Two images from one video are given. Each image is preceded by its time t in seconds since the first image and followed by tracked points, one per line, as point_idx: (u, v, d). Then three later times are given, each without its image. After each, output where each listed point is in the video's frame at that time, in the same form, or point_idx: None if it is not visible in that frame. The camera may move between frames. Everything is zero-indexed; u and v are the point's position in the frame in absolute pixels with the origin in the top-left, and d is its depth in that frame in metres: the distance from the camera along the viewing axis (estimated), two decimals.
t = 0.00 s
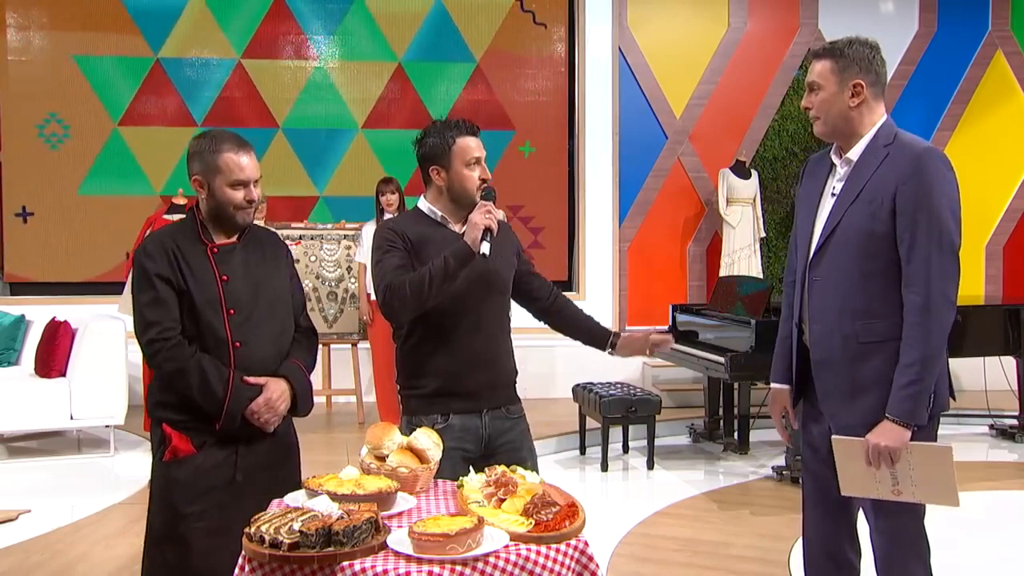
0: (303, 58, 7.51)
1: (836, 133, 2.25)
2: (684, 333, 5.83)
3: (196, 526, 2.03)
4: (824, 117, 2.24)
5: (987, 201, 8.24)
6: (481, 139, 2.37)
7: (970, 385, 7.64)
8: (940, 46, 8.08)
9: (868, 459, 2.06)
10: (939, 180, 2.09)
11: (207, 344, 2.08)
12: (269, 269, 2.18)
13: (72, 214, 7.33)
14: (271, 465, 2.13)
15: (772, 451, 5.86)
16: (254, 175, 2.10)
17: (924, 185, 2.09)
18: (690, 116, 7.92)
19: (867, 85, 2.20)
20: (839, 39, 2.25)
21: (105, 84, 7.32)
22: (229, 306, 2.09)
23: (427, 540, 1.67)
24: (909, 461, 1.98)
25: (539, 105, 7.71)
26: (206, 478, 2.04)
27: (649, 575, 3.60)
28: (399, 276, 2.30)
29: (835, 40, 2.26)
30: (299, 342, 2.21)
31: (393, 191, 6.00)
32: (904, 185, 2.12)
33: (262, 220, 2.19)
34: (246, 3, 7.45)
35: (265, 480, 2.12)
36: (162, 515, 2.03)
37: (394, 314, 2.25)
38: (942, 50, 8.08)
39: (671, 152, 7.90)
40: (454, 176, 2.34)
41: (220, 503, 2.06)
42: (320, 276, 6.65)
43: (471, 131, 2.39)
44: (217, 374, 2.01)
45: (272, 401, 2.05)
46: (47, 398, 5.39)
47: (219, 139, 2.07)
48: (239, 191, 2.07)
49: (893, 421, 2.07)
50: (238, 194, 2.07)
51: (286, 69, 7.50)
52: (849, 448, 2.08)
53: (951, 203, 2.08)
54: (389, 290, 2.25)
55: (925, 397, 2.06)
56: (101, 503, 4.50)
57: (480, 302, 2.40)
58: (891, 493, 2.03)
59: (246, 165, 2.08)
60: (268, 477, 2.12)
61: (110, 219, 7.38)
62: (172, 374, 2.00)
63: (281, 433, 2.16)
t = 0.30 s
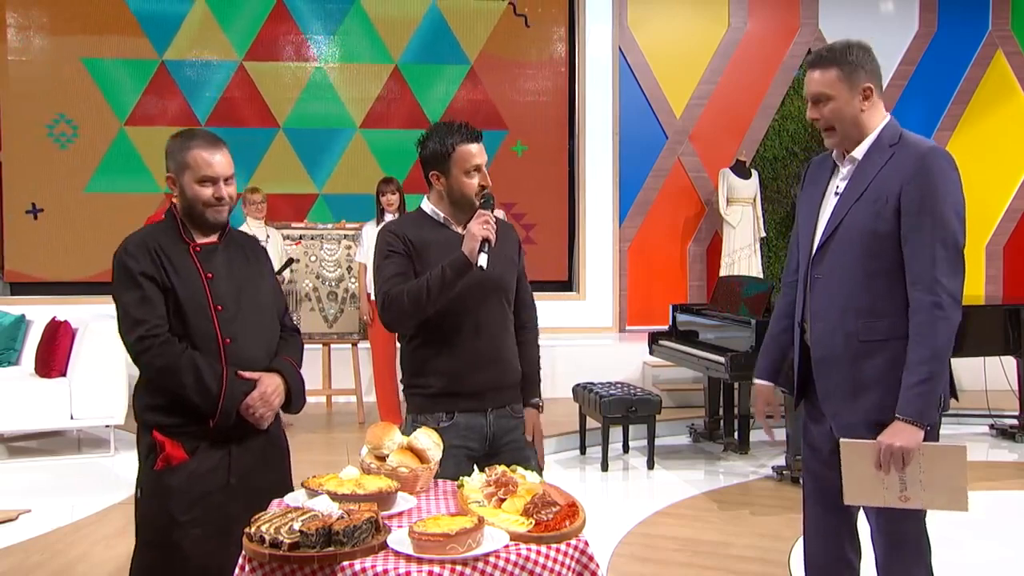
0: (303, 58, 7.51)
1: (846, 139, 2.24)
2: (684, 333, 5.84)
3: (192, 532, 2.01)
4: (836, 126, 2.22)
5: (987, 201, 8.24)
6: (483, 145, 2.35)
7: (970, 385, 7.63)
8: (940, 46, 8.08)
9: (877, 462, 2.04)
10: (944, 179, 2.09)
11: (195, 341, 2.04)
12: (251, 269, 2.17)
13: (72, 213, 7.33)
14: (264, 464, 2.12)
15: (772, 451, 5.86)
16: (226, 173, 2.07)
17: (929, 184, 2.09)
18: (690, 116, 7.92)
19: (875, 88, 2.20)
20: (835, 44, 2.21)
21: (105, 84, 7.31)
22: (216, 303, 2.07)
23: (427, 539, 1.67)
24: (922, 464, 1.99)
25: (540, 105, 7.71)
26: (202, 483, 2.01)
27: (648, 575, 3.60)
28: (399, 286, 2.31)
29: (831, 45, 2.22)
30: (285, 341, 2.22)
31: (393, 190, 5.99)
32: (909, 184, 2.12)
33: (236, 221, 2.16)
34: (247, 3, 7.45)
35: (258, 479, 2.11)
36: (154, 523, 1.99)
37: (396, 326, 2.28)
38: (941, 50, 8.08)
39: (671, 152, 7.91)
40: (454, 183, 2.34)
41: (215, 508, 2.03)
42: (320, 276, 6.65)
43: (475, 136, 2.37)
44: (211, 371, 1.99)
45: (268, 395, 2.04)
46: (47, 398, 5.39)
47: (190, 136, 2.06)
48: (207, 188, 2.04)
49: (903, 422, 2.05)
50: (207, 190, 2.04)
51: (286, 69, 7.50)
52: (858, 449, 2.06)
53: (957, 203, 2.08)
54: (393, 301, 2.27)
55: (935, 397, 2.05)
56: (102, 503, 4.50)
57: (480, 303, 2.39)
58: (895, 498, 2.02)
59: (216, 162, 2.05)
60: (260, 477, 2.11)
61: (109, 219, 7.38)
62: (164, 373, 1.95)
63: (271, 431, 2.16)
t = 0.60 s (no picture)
0: (303, 58, 7.51)
1: (856, 142, 2.24)
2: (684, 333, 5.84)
3: (178, 540, 1.98)
4: (846, 130, 2.21)
5: (987, 201, 8.24)
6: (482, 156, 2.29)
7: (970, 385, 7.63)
8: (940, 46, 8.08)
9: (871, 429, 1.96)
10: (954, 178, 2.09)
11: (174, 342, 2.03)
12: (226, 270, 2.17)
13: (72, 213, 7.33)
14: (245, 466, 2.12)
15: (773, 451, 5.86)
16: (214, 168, 2.12)
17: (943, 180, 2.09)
18: (690, 116, 7.92)
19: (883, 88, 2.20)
20: (838, 47, 2.18)
21: (105, 84, 7.31)
22: (195, 303, 2.06)
23: (427, 540, 1.67)
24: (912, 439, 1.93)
25: (540, 105, 7.71)
26: (186, 488, 2.00)
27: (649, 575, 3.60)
28: (391, 298, 2.33)
29: (833, 47, 2.19)
30: (263, 343, 2.22)
31: (393, 190, 5.99)
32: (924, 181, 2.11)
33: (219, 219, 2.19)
34: (247, 3, 7.45)
35: (241, 482, 2.10)
36: (136, 533, 1.95)
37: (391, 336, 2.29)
38: (941, 51, 8.08)
39: (671, 152, 7.90)
40: (450, 189, 2.32)
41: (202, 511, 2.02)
42: (320, 276, 6.65)
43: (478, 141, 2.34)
44: (191, 371, 1.98)
45: (248, 396, 2.05)
46: (47, 398, 5.39)
47: (175, 133, 2.09)
48: (202, 183, 2.08)
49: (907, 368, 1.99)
50: (200, 186, 2.07)
51: (286, 69, 7.50)
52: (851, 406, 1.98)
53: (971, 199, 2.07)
54: (384, 315, 2.29)
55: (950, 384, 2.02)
56: (101, 503, 4.50)
57: (475, 306, 2.38)
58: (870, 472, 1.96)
59: (204, 156, 2.10)
60: (243, 478, 2.11)
61: (109, 220, 7.38)
62: (142, 375, 1.93)
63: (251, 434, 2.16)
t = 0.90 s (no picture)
0: (303, 58, 7.51)
1: (856, 142, 2.24)
2: (684, 333, 5.84)
3: (169, 543, 1.97)
4: (845, 128, 2.21)
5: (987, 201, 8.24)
6: (474, 159, 2.29)
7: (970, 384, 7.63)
8: (940, 46, 8.08)
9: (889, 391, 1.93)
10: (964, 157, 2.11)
11: (167, 345, 2.03)
12: (217, 271, 2.17)
13: (72, 213, 7.33)
14: (233, 470, 2.12)
15: (773, 451, 5.86)
16: (211, 167, 2.13)
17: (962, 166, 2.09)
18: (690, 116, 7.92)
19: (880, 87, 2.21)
20: (836, 46, 2.19)
21: (105, 84, 7.31)
22: (188, 307, 2.07)
23: (427, 539, 1.67)
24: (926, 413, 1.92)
25: (540, 105, 7.71)
26: (176, 493, 1.99)
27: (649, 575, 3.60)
28: (389, 303, 2.34)
29: (830, 49, 2.20)
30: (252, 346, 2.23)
31: (394, 191, 5.98)
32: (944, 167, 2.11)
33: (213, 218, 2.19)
34: (247, 3, 7.45)
35: (228, 486, 2.10)
36: (127, 535, 1.94)
37: (388, 344, 2.32)
38: (941, 51, 8.08)
39: (671, 152, 7.90)
40: (443, 192, 2.32)
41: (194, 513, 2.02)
42: (320, 276, 6.65)
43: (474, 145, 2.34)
44: (184, 377, 1.99)
45: (240, 403, 2.06)
46: (47, 398, 5.38)
47: (172, 132, 2.09)
48: (201, 183, 2.09)
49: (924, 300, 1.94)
50: (200, 186, 2.08)
51: (286, 69, 7.50)
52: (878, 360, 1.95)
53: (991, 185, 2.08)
54: (382, 319, 2.31)
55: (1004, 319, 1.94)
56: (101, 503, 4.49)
57: (474, 305, 2.38)
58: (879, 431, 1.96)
59: (202, 155, 2.11)
60: (230, 482, 2.11)
61: (109, 220, 7.38)
62: (134, 379, 1.93)
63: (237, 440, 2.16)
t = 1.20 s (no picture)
0: (302, 59, 7.52)
1: (845, 142, 2.24)
2: (685, 333, 5.84)
3: (170, 542, 1.97)
4: (833, 126, 2.21)
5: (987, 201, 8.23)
6: (491, 151, 2.29)
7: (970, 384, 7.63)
8: (941, 46, 8.07)
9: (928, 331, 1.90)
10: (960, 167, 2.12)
11: (170, 347, 2.03)
12: (218, 271, 2.17)
13: (73, 213, 7.33)
14: (234, 468, 2.12)
15: (773, 451, 5.86)
16: (214, 170, 2.11)
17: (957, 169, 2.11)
18: (690, 116, 7.92)
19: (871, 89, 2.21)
20: (827, 46, 2.21)
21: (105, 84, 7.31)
22: (191, 308, 2.07)
23: (427, 540, 1.67)
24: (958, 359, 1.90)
25: (540, 105, 7.70)
26: (178, 493, 1.99)
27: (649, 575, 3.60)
28: (403, 300, 2.41)
29: (822, 48, 2.22)
30: (253, 346, 2.24)
31: (394, 191, 5.98)
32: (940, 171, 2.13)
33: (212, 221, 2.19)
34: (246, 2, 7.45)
35: (230, 484, 2.10)
36: (127, 534, 1.93)
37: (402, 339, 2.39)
38: (941, 51, 8.08)
39: (671, 152, 7.90)
40: (460, 184, 2.33)
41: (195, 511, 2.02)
42: (320, 276, 6.65)
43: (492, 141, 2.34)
44: (188, 379, 1.99)
45: (242, 405, 2.07)
46: (47, 398, 5.38)
47: (178, 133, 2.08)
48: (204, 186, 2.08)
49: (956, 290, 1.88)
50: (203, 188, 2.08)
51: (286, 69, 7.51)
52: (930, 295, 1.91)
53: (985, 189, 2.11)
54: (396, 315, 2.39)
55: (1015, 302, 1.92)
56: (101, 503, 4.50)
57: (487, 299, 2.39)
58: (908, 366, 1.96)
59: (208, 158, 2.09)
60: (232, 480, 2.11)
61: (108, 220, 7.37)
62: (138, 381, 1.94)
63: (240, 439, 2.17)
